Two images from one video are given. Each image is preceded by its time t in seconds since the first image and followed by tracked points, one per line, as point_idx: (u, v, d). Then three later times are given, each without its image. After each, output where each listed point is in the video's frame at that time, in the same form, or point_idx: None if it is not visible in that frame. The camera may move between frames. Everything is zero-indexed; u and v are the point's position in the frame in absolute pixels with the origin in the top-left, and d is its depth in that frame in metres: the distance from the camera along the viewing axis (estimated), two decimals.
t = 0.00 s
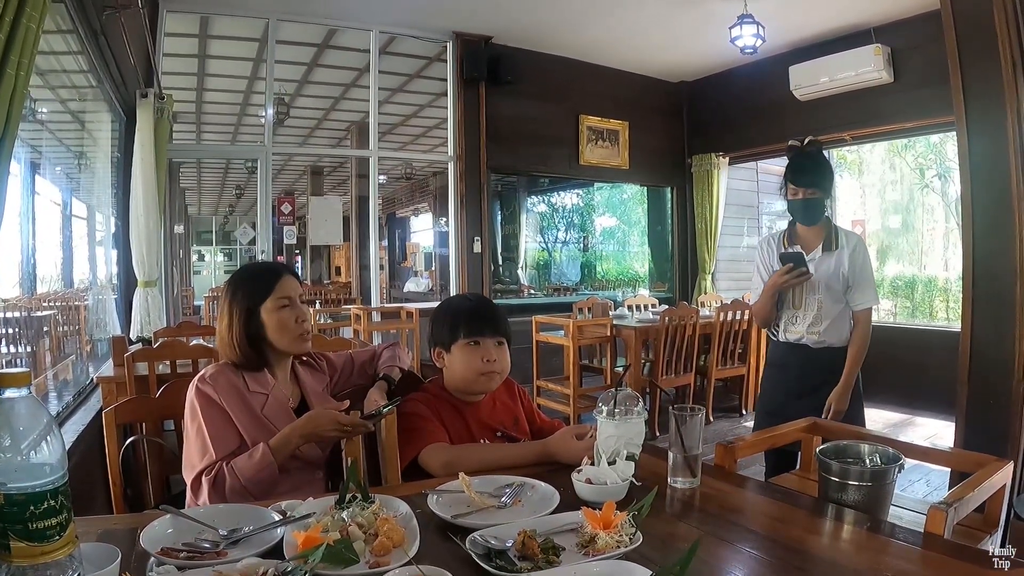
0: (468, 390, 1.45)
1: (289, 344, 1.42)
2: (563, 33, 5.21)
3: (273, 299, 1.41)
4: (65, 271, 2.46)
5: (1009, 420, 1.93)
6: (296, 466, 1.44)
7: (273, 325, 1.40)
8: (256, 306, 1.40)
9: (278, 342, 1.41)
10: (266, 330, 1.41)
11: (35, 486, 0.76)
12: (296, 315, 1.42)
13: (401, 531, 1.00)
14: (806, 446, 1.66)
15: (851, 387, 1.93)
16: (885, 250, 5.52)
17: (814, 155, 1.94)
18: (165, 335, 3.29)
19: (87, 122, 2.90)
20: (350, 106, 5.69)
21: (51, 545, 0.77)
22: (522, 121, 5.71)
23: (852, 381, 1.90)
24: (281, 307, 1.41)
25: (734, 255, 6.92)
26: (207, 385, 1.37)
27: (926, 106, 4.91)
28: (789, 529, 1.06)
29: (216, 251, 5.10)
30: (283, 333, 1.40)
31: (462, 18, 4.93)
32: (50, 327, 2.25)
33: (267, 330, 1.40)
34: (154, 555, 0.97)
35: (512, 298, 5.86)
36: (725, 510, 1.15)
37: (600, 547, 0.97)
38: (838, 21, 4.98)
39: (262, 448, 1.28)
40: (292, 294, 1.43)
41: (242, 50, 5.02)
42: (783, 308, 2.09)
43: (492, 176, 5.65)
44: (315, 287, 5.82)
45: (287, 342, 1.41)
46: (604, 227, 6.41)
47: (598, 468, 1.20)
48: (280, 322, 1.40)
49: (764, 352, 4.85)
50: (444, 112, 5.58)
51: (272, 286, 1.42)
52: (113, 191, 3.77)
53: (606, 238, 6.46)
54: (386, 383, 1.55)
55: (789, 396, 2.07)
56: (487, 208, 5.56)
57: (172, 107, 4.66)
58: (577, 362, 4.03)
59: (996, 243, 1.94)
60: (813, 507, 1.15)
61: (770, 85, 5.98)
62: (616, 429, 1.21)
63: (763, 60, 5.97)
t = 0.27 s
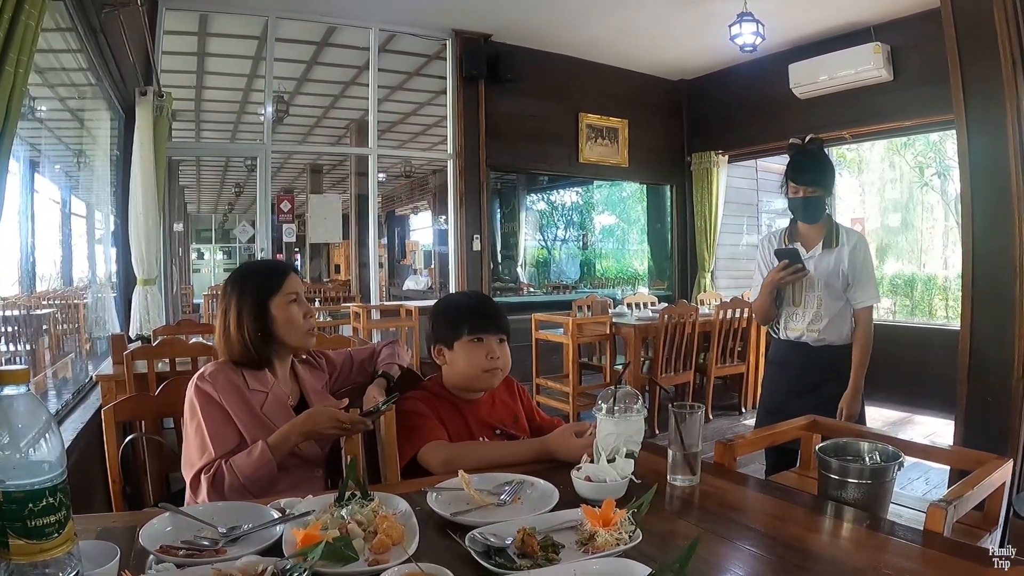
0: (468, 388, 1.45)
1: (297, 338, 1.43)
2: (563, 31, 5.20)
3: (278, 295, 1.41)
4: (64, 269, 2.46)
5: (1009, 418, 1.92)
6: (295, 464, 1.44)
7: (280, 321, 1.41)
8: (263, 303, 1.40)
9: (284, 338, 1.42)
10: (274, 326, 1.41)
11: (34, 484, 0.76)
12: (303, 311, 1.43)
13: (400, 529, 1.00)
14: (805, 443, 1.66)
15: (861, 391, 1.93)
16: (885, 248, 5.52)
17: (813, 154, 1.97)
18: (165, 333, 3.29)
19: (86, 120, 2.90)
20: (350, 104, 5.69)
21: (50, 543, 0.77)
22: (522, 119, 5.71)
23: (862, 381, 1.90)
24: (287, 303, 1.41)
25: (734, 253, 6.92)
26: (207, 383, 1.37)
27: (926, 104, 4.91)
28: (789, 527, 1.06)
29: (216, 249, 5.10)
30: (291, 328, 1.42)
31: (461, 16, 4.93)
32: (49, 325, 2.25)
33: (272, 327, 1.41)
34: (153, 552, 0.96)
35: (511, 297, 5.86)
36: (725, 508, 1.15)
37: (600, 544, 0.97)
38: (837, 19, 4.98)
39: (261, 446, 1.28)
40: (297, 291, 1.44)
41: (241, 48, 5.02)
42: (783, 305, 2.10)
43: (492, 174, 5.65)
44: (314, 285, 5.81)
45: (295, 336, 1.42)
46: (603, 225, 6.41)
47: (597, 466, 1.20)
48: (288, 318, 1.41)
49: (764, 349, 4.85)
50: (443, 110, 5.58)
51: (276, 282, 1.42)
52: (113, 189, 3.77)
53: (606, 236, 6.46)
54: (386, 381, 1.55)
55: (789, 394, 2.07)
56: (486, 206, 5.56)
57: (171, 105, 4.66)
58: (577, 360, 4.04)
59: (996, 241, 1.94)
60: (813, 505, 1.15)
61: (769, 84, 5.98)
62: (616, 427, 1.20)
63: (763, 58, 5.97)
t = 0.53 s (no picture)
0: (468, 387, 1.46)
1: (298, 338, 1.43)
2: (563, 31, 5.20)
3: (280, 295, 1.42)
4: (64, 269, 2.46)
5: (1010, 418, 1.92)
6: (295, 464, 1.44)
7: (281, 321, 1.41)
8: (264, 303, 1.40)
9: (285, 338, 1.42)
10: (275, 326, 1.42)
11: (34, 484, 0.76)
12: (305, 311, 1.44)
13: (401, 529, 1.00)
14: (805, 443, 1.66)
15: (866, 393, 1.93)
16: (885, 248, 5.52)
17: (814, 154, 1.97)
18: (165, 333, 3.29)
19: (86, 121, 2.90)
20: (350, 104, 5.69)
21: (50, 543, 0.77)
22: (522, 119, 5.71)
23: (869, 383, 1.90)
24: (289, 303, 1.42)
25: (734, 253, 6.92)
26: (207, 383, 1.37)
27: (926, 104, 4.91)
28: (789, 527, 1.06)
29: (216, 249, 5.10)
30: (293, 329, 1.42)
31: (461, 16, 4.92)
32: (49, 325, 2.25)
33: (273, 327, 1.41)
34: (154, 553, 0.96)
35: (512, 297, 5.86)
36: (725, 508, 1.15)
37: (600, 545, 0.97)
38: (837, 19, 4.98)
39: (260, 446, 1.28)
40: (298, 291, 1.44)
41: (241, 48, 5.02)
42: (783, 305, 2.10)
43: (492, 174, 5.66)
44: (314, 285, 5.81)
45: (296, 336, 1.43)
46: (603, 225, 6.41)
47: (597, 466, 1.20)
48: (290, 318, 1.42)
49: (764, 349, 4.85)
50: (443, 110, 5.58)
51: (278, 283, 1.43)
52: (113, 189, 3.78)
53: (606, 236, 6.46)
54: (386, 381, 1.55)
55: (790, 394, 2.07)
56: (487, 207, 5.56)
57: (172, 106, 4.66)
58: (577, 359, 4.04)
59: (996, 241, 1.94)
60: (813, 505, 1.15)
61: (769, 84, 5.98)
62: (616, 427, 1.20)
63: (762, 58, 5.97)
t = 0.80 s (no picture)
0: (469, 387, 1.46)
1: (299, 338, 1.44)
2: (562, 31, 5.20)
3: (280, 296, 1.42)
4: (64, 269, 2.46)
5: (1009, 418, 1.93)
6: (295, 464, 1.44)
7: (282, 322, 1.42)
8: (265, 303, 1.41)
9: (286, 338, 1.43)
10: (275, 326, 1.42)
11: (34, 484, 0.76)
12: (305, 312, 1.44)
13: (401, 530, 1.00)
14: (805, 443, 1.66)
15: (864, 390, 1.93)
16: (885, 248, 5.52)
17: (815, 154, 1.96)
18: (165, 333, 3.29)
19: (86, 121, 2.90)
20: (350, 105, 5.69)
21: (50, 543, 0.77)
22: (522, 120, 5.71)
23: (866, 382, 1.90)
24: (290, 303, 1.42)
25: (734, 253, 6.92)
26: (207, 384, 1.37)
27: (926, 104, 4.91)
28: (788, 527, 1.06)
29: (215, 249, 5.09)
30: (293, 329, 1.42)
31: (461, 16, 4.92)
32: (49, 325, 2.25)
33: (273, 327, 1.42)
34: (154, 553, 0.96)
35: (511, 297, 5.86)
36: (725, 508, 1.15)
37: (600, 545, 0.97)
38: (837, 19, 4.98)
39: (260, 446, 1.28)
40: (299, 291, 1.45)
41: (241, 49, 5.02)
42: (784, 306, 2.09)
43: (492, 175, 5.66)
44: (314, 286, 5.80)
45: (296, 336, 1.43)
46: (603, 225, 6.42)
47: (597, 467, 1.20)
48: (291, 318, 1.42)
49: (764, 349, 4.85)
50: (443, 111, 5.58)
51: (278, 283, 1.43)
52: (113, 190, 3.78)
53: (606, 236, 6.46)
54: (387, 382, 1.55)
55: (790, 394, 2.07)
56: (487, 207, 5.56)
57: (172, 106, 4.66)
58: (577, 359, 4.04)
59: (996, 242, 1.94)
60: (813, 505, 1.15)
61: (769, 84, 5.98)
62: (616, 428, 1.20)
63: (762, 58, 5.97)
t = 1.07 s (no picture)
0: (469, 387, 1.46)
1: (298, 339, 1.44)
2: (562, 32, 5.20)
3: (281, 297, 1.42)
4: (64, 270, 2.46)
5: (1009, 419, 1.93)
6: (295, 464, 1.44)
7: (281, 323, 1.42)
8: (265, 304, 1.41)
9: (285, 339, 1.43)
10: (275, 327, 1.42)
11: (34, 485, 0.76)
12: (305, 313, 1.44)
13: (401, 530, 1.00)
14: (805, 444, 1.65)
15: (862, 391, 1.93)
16: (885, 249, 5.52)
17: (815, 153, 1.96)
18: (165, 334, 3.29)
19: (85, 122, 2.90)
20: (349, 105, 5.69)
21: (50, 545, 0.77)
22: (522, 120, 5.71)
23: (864, 382, 1.90)
24: (290, 305, 1.43)
25: (734, 254, 6.92)
26: (207, 385, 1.37)
27: (926, 105, 4.91)
28: (788, 528, 1.06)
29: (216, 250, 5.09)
30: (293, 330, 1.43)
31: (461, 16, 4.93)
32: (49, 326, 2.25)
33: (273, 327, 1.42)
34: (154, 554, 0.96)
35: (511, 297, 5.86)
36: (724, 508, 1.15)
37: (600, 546, 0.97)
38: (837, 20, 4.98)
39: (260, 447, 1.28)
40: (298, 292, 1.45)
41: (240, 49, 5.01)
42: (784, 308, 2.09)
43: (492, 175, 5.66)
44: (314, 286, 5.80)
45: (295, 337, 1.43)
46: (603, 225, 6.42)
47: (597, 467, 1.20)
48: (290, 319, 1.42)
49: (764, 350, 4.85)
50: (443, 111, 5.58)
51: (277, 284, 1.43)
52: (113, 191, 3.78)
53: (606, 237, 6.46)
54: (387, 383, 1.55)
55: (791, 395, 2.07)
56: (486, 208, 5.56)
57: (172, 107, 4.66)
58: (577, 360, 4.04)
59: (996, 242, 1.95)
60: (812, 506, 1.15)
61: (769, 84, 5.98)
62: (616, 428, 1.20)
63: (762, 58, 5.97)
